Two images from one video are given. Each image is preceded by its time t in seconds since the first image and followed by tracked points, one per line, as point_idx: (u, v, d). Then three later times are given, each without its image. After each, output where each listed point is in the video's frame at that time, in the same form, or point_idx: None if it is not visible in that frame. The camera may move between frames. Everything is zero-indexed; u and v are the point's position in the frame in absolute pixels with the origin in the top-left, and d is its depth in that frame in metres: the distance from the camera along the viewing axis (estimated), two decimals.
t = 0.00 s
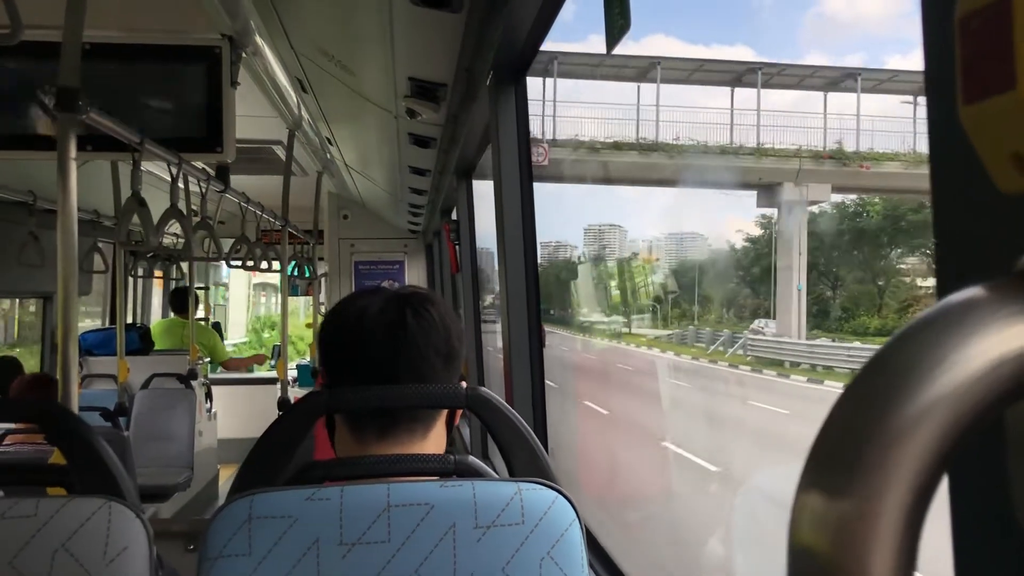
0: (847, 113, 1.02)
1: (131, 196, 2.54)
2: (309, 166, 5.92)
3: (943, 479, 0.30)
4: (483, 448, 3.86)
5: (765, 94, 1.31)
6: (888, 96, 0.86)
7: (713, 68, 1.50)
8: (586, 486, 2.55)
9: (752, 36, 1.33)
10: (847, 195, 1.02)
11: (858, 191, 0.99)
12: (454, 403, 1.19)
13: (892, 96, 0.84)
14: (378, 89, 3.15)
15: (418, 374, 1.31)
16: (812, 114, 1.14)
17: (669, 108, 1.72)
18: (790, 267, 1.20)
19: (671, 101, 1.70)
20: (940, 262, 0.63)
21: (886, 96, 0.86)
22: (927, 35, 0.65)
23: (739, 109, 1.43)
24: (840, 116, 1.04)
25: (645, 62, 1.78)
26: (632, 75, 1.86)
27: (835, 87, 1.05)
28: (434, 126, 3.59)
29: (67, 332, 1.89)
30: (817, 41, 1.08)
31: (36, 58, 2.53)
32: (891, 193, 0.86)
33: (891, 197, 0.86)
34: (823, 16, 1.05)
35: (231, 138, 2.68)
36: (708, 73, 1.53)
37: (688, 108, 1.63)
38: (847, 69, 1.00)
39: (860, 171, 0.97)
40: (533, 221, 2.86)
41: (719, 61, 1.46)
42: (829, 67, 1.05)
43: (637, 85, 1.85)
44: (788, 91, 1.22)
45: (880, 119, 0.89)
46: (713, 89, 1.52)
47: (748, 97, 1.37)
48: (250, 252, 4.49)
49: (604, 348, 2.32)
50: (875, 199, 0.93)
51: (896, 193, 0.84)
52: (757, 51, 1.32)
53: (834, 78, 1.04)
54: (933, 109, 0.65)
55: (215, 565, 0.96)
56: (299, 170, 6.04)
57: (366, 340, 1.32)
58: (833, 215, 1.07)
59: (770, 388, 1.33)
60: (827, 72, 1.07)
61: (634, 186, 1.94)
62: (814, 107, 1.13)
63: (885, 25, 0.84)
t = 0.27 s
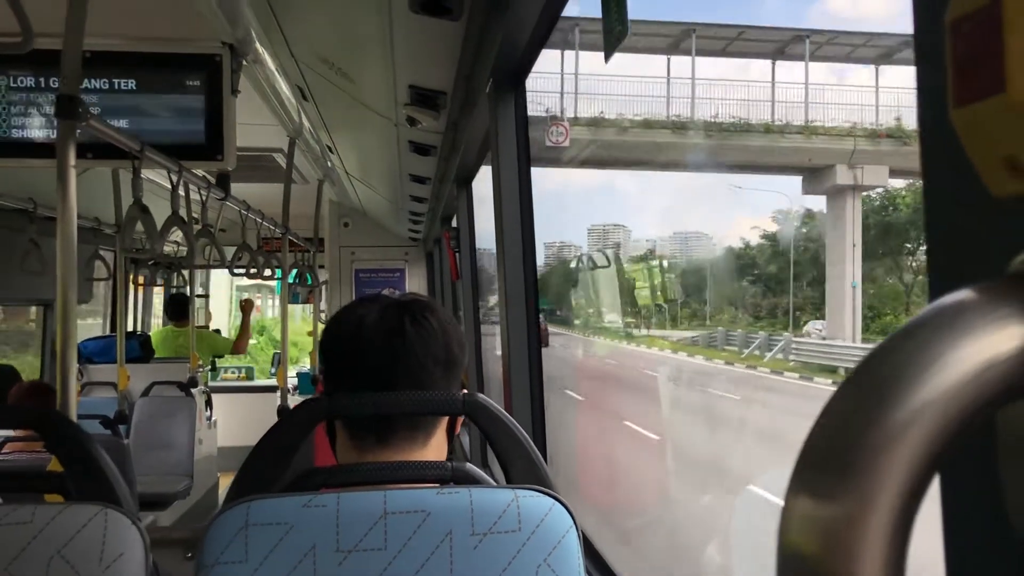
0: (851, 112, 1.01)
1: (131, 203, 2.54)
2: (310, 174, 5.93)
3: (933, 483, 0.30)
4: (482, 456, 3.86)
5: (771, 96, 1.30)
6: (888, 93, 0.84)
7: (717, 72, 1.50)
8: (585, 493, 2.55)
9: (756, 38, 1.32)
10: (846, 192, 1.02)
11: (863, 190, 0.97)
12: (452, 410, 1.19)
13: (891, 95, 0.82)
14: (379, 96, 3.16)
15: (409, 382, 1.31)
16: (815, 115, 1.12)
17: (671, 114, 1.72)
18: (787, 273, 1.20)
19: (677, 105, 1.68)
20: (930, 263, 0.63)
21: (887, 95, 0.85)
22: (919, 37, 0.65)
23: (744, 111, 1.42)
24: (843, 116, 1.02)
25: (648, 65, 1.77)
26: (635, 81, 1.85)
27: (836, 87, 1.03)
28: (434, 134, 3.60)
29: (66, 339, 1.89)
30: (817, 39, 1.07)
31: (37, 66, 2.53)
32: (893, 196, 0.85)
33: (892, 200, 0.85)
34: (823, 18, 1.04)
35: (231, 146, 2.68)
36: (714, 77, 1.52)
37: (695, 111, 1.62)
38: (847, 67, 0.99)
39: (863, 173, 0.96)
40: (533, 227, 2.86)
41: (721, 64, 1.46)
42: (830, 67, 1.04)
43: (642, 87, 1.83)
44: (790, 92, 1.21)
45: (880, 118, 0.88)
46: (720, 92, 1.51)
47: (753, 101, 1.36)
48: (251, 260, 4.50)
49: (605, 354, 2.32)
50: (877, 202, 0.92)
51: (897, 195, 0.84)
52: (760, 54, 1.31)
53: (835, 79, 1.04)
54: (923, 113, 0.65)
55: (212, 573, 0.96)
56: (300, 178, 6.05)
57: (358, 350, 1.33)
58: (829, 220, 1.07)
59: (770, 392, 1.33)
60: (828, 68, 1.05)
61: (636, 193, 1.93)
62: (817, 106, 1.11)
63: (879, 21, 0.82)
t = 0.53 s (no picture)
0: (859, 113, 0.99)
1: (127, 206, 2.54)
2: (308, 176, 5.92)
3: (921, 496, 0.29)
4: (479, 459, 3.86)
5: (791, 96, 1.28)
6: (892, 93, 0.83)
7: (717, 73, 1.49)
8: (581, 497, 2.54)
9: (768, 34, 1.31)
10: (860, 194, 1.00)
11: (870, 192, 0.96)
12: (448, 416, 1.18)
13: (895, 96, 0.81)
14: (376, 99, 3.15)
15: (428, 387, 1.31)
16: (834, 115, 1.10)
17: (668, 117, 1.70)
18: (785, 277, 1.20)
19: (678, 108, 1.66)
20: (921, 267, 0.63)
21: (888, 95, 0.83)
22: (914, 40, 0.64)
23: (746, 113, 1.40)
24: (852, 118, 1.00)
25: (648, 68, 1.76)
26: (635, 84, 1.84)
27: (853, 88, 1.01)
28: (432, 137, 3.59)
29: (61, 343, 1.89)
30: (837, 37, 1.04)
31: (34, 70, 2.53)
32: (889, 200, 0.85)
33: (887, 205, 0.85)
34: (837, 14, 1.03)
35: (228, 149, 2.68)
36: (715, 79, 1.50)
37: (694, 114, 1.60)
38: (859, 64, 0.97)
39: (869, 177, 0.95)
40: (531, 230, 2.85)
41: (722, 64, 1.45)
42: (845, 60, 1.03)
43: (643, 91, 1.81)
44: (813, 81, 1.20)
45: (882, 119, 0.86)
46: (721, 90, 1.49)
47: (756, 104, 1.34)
48: (248, 263, 4.49)
49: (602, 358, 2.31)
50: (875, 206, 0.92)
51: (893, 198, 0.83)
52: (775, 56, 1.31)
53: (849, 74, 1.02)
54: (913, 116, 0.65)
55: None
56: (298, 180, 6.04)
57: (381, 350, 1.32)
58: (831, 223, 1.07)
59: (766, 395, 1.32)
60: (848, 68, 1.03)
61: (634, 196, 1.92)
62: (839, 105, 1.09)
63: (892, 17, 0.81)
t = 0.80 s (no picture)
0: (844, 116, 0.98)
1: (125, 206, 2.54)
2: (305, 175, 5.93)
3: (910, 497, 0.30)
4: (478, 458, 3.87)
5: (768, 99, 1.27)
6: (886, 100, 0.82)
7: (713, 72, 1.49)
8: (579, 495, 2.55)
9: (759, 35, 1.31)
10: (839, 199, 1.00)
11: (852, 196, 0.96)
12: (447, 416, 1.19)
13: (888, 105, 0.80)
14: (373, 99, 3.16)
15: (433, 388, 1.32)
16: (814, 120, 1.10)
17: (661, 117, 1.70)
18: (777, 276, 1.21)
19: (671, 107, 1.65)
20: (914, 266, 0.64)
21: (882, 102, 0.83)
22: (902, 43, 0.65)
23: (736, 113, 1.39)
24: (840, 124, 1.00)
25: (642, 66, 1.76)
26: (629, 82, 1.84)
27: (841, 94, 1.01)
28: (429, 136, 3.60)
29: (59, 344, 1.89)
30: (834, 38, 1.04)
31: (31, 70, 2.53)
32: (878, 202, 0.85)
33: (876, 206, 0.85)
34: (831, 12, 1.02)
35: (225, 148, 2.69)
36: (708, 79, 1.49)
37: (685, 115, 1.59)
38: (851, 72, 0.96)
39: (852, 181, 0.95)
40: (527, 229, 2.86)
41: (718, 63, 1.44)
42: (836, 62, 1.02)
43: (637, 90, 1.80)
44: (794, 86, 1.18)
45: (875, 125, 0.86)
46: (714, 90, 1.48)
47: (748, 103, 1.34)
48: (246, 262, 4.49)
49: (600, 356, 2.32)
50: (862, 207, 0.92)
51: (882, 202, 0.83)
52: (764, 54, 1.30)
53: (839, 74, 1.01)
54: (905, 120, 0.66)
55: None
56: (295, 180, 6.04)
57: (389, 352, 1.32)
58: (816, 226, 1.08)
59: (762, 394, 1.33)
60: (838, 70, 1.03)
61: (627, 196, 1.92)
62: (819, 110, 1.08)
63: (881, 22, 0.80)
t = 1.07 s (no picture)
0: (849, 112, 0.98)
1: (125, 203, 2.54)
2: (306, 172, 5.93)
3: (928, 486, 0.30)
4: (479, 454, 3.87)
5: (774, 93, 1.25)
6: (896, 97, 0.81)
7: (717, 67, 1.48)
8: (582, 491, 2.55)
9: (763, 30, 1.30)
10: (845, 196, 0.99)
11: (857, 193, 0.95)
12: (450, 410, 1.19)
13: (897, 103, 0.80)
14: (374, 95, 3.16)
15: (433, 383, 1.32)
16: (821, 118, 1.09)
17: (664, 112, 1.70)
18: (779, 272, 1.21)
19: (675, 103, 1.64)
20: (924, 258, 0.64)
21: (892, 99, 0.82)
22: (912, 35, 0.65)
23: (742, 108, 1.38)
24: (848, 121, 0.98)
25: (646, 61, 1.75)
26: (631, 78, 1.84)
27: (848, 92, 0.99)
28: (429, 132, 3.60)
29: (62, 340, 1.89)
30: (839, 33, 1.03)
31: (32, 66, 2.53)
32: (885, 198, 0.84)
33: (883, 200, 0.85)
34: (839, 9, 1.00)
35: (226, 145, 2.68)
36: (714, 73, 1.48)
37: (691, 110, 1.58)
38: (859, 70, 0.95)
39: (858, 178, 0.94)
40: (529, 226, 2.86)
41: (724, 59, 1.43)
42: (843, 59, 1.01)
43: (641, 85, 1.79)
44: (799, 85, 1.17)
45: (885, 121, 0.85)
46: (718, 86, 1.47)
47: (754, 97, 1.32)
48: (247, 259, 4.49)
49: (603, 352, 2.32)
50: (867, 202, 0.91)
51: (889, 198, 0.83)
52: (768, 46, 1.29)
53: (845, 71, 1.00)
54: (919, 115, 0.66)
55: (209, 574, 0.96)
56: (295, 177, 6.04)
57: (388, 348, 1.32)
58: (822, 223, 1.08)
59: (766, 388, 1.33)
60: (842, 65, 1.02)
61: (630, 192, 1.91)
62: (826, 108, 1.07)
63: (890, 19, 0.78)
